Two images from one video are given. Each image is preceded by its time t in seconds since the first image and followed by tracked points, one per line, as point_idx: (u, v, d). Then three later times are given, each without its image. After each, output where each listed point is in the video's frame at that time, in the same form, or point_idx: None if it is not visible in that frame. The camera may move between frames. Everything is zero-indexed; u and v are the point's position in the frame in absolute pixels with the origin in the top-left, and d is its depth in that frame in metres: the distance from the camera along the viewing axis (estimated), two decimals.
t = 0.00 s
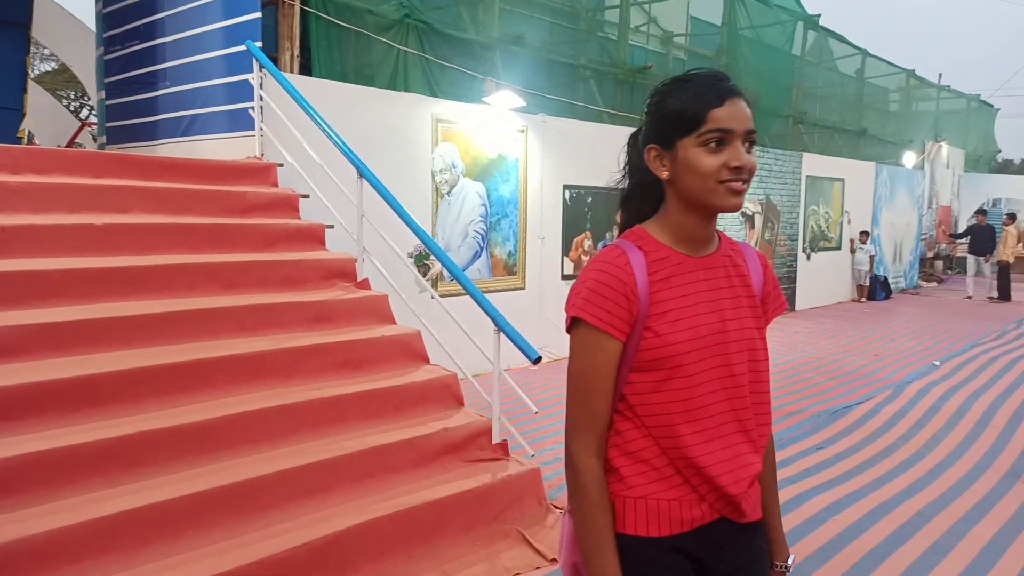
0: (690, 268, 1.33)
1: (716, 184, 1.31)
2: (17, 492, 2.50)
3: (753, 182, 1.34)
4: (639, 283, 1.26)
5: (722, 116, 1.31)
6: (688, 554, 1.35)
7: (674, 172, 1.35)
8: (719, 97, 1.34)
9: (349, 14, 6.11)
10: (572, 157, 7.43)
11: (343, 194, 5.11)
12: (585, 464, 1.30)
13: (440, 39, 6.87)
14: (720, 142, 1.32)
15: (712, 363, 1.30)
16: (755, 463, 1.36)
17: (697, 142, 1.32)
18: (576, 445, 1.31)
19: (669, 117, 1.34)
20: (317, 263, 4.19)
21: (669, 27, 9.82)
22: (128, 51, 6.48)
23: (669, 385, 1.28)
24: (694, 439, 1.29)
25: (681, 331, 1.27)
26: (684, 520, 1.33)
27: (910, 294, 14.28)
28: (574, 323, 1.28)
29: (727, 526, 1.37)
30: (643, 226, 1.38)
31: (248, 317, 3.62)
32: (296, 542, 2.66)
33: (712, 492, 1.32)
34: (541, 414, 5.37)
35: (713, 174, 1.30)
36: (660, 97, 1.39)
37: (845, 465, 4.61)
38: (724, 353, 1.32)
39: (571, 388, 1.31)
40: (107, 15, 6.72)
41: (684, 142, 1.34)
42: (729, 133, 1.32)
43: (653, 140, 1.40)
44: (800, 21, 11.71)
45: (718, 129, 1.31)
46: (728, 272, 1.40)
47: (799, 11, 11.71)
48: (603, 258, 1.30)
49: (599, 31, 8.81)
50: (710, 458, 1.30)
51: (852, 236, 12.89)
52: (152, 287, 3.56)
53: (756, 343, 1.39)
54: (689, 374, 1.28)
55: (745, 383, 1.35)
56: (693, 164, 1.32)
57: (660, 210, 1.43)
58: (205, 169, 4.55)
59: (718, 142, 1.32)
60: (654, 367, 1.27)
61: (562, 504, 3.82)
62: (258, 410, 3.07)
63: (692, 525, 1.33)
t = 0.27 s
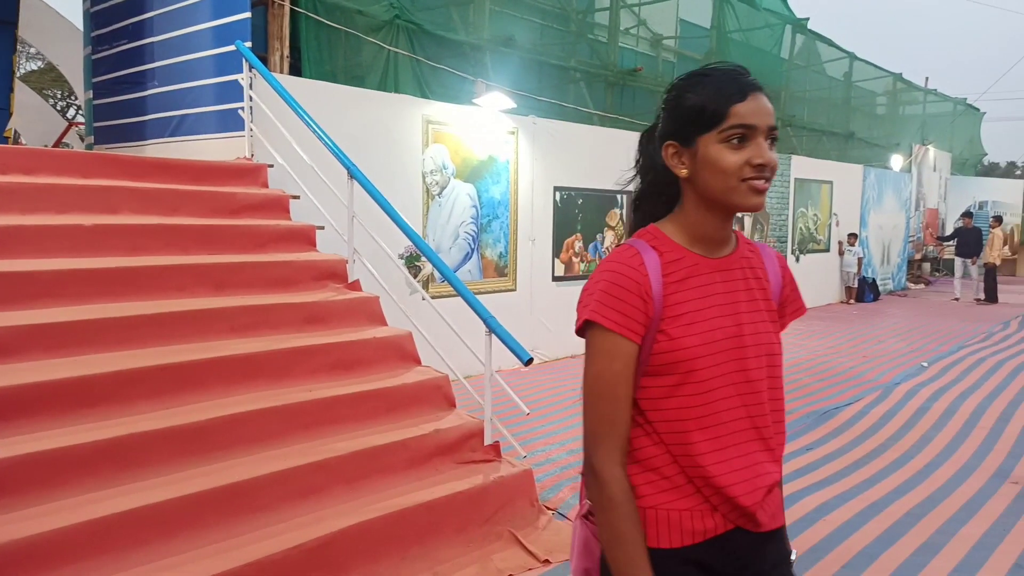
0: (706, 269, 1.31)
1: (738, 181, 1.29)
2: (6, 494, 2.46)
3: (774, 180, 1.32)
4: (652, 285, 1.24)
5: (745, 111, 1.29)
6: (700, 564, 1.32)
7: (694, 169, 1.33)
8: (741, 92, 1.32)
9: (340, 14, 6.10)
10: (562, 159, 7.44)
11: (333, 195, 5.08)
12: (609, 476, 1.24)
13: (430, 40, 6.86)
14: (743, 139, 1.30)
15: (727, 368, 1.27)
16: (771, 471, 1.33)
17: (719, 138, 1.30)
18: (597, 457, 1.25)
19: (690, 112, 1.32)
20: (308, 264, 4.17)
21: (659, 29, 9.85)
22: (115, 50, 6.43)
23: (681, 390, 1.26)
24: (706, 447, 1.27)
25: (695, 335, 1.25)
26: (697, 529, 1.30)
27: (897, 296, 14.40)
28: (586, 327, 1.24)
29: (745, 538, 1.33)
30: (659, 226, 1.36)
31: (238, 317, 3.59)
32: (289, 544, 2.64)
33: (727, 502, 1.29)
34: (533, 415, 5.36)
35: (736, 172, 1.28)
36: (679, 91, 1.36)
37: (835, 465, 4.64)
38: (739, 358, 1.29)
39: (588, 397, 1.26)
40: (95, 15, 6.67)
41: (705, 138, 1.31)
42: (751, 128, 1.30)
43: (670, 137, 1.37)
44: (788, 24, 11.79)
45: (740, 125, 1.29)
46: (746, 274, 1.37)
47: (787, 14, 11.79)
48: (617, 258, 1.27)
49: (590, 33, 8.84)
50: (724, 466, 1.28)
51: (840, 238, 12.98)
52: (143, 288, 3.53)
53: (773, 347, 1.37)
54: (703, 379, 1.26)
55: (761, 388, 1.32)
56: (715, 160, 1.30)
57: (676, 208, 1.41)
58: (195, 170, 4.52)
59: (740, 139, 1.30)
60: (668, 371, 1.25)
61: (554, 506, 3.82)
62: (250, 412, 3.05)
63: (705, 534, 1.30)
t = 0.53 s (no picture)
0: (730, 274, 1.31)
1: (770, 181, 1.28)
2: (5, 499, 2.46)
3: (805, 181, 1.32)
4: (677, 290, 1.23)
5: (776, 111, 1.29)
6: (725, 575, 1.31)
7: (723, 169, 1.32)
8: (771, 91, 1.32)
9: (339, 19, 6.12)
10: (561, 163, 7.45)
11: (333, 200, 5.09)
12: (648, 490, 1.22)
13: (428, 44, 6.86)
14: (775, 139, 1.29)
15: (752, 376, 1.27)
16: (797, 482, 1.32)
17: (750, 139, 1.29)
18: (634, 472, 1.23)
19: (719, 111, 1.32)
20: (308, 268, 4.16)
21: (657, 33, 9.87)
22: (114, 55, 6.44)
23: (707, 399, 1.25)
24: (730, 456, 1.26)
25: (720, 342, 1.25)
26: (720, 543, 1.29)
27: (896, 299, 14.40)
28: (610, 332, 1.22)
29: (772, 553, 1.32)
30: (685, 228, 1.36)
31: (238, 322, 3.59)
32: (289, 548, 2.63)
33: (752, 516, 1.28)
34: (534, 419, 5.36)
35: (768, 173, 1.28)
36: (709, 89, 1.35)
37: (837, 469, 4.64)
38: (764, 365, 1.28)
39: (619, 408, 1.23)
40: (94, 19, 6.67)
41: (736, 138, 1.30)
42: (783, 128, 1.29)
43: (697, 137, 1.37)
44: (786, 28, 11.82)
45: (772, 125, 1.29)
46: (771, 281, 1.37)
47: (785, 18, 11.82)
48: (641, 261, 1.27)
49: (588, 37, 8.86)
50: (748, 477, 1.27)
51: (839, 241, 12.99)
52: (142, 292, 3.53)
53: (801, 354, 1.36)
54: (728, 388, 1.25)
55: (788, 397, 1.32)
56: (746, 161, 1.29)
57: (702, 210, 1.41)
58: (194, 174, 4.52)
59: (771, 138, 1.29)
60: (695, 378, 1.24)
61: (556, 510, 3.81)
62: (250, 416, 3.04)
63: (731, 549, 1.29)
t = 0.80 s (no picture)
0: (764, 282, 1.30)
1: (809, 186, 1.28)
2: (12, 505, 2.47)
3: (841, 186, 1.32)
4: (709, 300, 1.23)
5: (814, 115, 1.29)
6: None
7: (759, 174, 1.33)
8: (809, 94, 1.32)
9: (343, 26, 6.15)
10: (564, 168, 7.47)
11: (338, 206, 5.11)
12: (693, 510, 1.21)
13: (431, 50, 6.89)
14: (813, 142, 1.30)
15: (786, 389, 1.26)
16: (833, 500, 1.30)
17: (788, 142, 1.30)
18: (677, 490, 1.22)
19: (756, 115, 1.32)
20: (312, 274, 4.18)
21: (659, 38, 9.90)
22: (120, 62, 6.48)
23: (739, 412, 1.25)
24: (761, 471, 1.26)
25: (752, 354, 1.24)
26: (751, 561, 1.29)
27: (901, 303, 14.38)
28: (642, 342, 1.23)
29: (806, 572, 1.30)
30: (719, 234, 1.36)
31: (242, 328, 3.60)
32: (294, 554, 2.64)
33: (783, 534, 1.27)
34: (538, 424, 5.37)
35: (806, 177, 1.28)
36: (745, 93, 1.36)
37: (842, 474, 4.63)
38: (799, 377, 1.27)
39: (654, 421, 1.23)
40: (99, 26, 6.71)
41: (773, 142, 1.31)
42: (821, 132, 1.30)
43: (732, 141, 1.38)
44: (789, 33, 11.84)
45: (810, 129, 1.29)
46: (806, 290, 1.36)
47: (787, 22, 11.83)
48: (673, 268, 1.27)
49: (590, 42, 8.89)
50: (780, 494, 1.26)
51: (843, 246, 12.98)
52: (147, 299, 3.55)
53: (837, 366, 1.35)
54: (760, 402, 1.25)
55: (824, 410, 1.30)
56: (783, 165, 1.30)
57: (734, 215, 1.41)
58: (199, 181, 4.55)
59: (809, 142, 1.30)
60: (727, 390, 1.24)
61: (560, 515, 3.82)
62: (254, 422, 3.06)
63: (761, 568, 1.29)
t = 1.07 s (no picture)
0: (797, 294, 1.26)
1: (844, 197, 1.23)
2: (12, 514, 2.47)
3: (878, 196, 1.27)
4: (741, 316, 1.19)
5: (850, 122, 1.25)
6: None
7: (792, 184, 1.28)
8: (843, 101, 1.27)
9: (344, 34, 6.18)
10: (563, 175, 7.49)
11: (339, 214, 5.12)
12: (730, 534, 1.17)
13: (431, 57, 6.91)
14: (848, 151, 1.25)
15: (820, 408, 1.22)
16: (872, 525, 1.24)
17: (823, 151, 1.25)
18: (713, 515, 1.18)
19: (789, 123, 1.28)
20: (313, 281, 4.19)
21: (658, 46, 9.96)
22: (121, 70, 6.51)
23: (771, 431, 1.21)
24: (796, 494, 1.21)
25: (786, 372, 1.20)
26: None
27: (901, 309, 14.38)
28: (672, 358, 1.19)
29: None
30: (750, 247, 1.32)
31: (242, 335, 3.61)
32: (294, 562, 2.64)
33: (816, 561, 1.22)
34: (539, 431, 5.36)
35: (842, 188, 1.23)
36: (776, 100, 1.32)
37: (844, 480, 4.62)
38: (834, 395, 1.23)
39: (684, 440, 1.20)
40: (100, 35, 6.75)
41: (808, 151, 1.26)
42: (857, 139, 1.25)
43: (762, 150, 1.32)
44: (788, 40, 11.88)
45: (846, 137, 1.24)
46: (841, 303, 1.32)
47: (786, 30, 11.87)
48: (702, 281, 1.24)
49: (589, 50, 8.93)
50: (814, 517, 1.22)
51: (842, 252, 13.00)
52: (147, 306, 3.55)
53: (874, 383, 1.30)
54: (793, 420, 1.21)
55: (861, 429, 1.25)
56: (818, 175, 1.24)
57: (765, 227, 1.36)
58: (200, 189, 4.56)
59: (845, 150, 1.25)
60: (759, 408, 1.20)
61: (561, 523, 3.82)
62: (255, 429, 3.06)
63: None
